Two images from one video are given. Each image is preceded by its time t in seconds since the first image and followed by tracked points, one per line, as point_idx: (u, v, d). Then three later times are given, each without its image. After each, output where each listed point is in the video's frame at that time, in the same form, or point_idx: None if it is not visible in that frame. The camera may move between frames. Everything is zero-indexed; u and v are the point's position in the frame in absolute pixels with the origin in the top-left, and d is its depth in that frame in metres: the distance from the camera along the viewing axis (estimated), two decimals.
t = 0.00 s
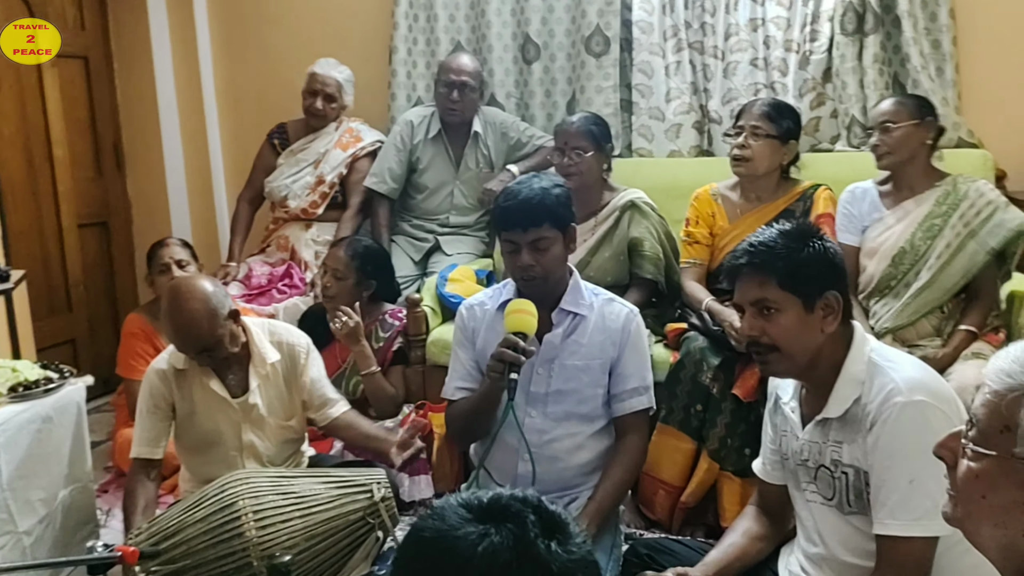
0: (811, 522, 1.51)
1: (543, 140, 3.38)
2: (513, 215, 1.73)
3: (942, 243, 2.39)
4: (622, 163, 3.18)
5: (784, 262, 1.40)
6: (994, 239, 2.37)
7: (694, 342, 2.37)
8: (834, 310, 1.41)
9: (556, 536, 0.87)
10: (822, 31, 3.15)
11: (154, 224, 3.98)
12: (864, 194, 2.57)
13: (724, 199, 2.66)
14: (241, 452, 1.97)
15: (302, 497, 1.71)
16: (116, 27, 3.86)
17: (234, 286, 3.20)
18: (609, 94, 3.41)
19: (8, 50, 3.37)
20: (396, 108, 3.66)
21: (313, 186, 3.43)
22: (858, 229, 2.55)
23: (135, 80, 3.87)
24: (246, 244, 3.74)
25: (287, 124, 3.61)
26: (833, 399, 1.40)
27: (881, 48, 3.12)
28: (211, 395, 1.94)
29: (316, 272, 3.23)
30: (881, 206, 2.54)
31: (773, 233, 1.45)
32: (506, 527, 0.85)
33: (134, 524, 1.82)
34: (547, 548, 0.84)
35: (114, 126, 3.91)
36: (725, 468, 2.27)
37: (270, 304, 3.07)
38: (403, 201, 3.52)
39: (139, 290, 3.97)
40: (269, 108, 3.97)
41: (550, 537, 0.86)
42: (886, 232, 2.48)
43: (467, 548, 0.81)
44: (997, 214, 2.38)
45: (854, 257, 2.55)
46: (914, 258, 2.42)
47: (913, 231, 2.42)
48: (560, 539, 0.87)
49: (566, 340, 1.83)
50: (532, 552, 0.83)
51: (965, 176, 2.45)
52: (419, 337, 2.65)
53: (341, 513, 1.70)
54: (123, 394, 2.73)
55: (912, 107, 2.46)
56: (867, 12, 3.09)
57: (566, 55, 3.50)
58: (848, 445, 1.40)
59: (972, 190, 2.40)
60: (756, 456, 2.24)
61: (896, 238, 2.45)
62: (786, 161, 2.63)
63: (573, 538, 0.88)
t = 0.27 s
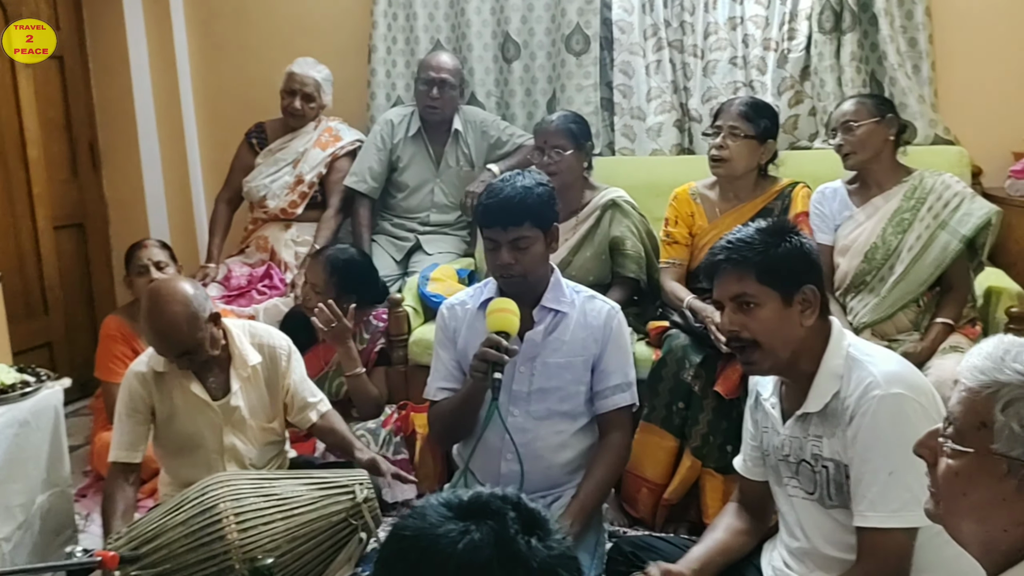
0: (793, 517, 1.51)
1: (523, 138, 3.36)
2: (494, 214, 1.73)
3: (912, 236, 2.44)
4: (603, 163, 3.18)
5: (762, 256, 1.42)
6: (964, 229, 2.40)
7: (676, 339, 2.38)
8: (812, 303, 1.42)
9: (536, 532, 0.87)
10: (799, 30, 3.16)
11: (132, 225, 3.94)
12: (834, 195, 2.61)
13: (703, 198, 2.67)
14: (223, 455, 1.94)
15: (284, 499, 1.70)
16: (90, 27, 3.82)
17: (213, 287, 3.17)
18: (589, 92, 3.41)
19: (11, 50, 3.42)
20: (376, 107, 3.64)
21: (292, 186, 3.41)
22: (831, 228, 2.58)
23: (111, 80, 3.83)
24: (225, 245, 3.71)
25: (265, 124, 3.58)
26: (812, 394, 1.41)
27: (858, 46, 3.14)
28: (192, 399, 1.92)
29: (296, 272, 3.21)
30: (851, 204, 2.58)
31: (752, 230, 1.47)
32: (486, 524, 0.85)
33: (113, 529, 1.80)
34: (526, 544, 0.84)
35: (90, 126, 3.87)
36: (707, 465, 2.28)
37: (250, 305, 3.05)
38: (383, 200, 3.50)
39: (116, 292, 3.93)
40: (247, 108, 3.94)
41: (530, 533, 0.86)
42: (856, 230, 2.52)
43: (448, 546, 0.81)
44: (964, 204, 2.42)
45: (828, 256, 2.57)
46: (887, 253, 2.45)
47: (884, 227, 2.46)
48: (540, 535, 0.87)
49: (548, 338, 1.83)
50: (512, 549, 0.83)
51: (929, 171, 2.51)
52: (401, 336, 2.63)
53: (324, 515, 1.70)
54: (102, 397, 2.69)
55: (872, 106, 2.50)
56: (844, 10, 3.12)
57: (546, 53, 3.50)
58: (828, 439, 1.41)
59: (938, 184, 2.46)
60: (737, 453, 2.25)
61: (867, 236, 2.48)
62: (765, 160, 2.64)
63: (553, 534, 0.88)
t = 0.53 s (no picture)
0: (769, 512, 1.52)
1: (497, 137, 3.35)
2: (468, 213, 1.72)
3: (885, 234, 2.46)
4: (575, 162, 3.19)
5: (731, 252, 1.43)
6: (935, 227, 2.43)
7: (652, 338, 2.39)
8: (784, 298, 1.43)
9: (509, 536, 0.87)
10: (770, 29, 3.19)
11: (101, 227, 3.89)
12: (808, 191, 2.63)
13: (675, 197, 2.68)
14: (198, 458, 1.92)
15: (258, 502, 1.68)
16: (57, 25, 3.76)
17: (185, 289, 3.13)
18: (562, 91, 3.42)
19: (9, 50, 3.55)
20: (348, 106, 3.61)
21: (265, 186, 3.37)
22: (804, 225, 2.61)
23: (78, 80, 3.77)
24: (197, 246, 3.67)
25: (236, 124, 3.54)
26: (786, 389, 1.41)
27: (828, 45, 3.18)
28: (166, 401, 1.89)
29: (269, 273, 3.18)
30: (824, 201, 2.61)
31: (722, 228, 1.47)
32: (458, 529, 0.84)
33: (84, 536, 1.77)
34: (499, 548, 0.83)
35: (57, 127, 3.81)
36: (683, 462, 2.29)
37: (222, 306, 3.02)
38: (357, 199, 3.48)
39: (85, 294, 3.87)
40: (218, 108, 3.89)
41: (503, 537, 0.86)
42: (830, 227, 2.54)
43: (419, 552, 0.80)
44: (935, 204, 2.45)
45: (802, 252, 2.60)
46: (860, 250, 2.47)
47: (856, 225, 2.49)
48: (513, 539, 0.87)
49: (524, 337, 1.83)
50: (485, 554, 0.82)
51: (903, 169, 2.53)
52: (376, 337, 2.62)
53: (299, 518, 1.68)
54: (72, 401, 2.65)
55: (846, 103, 2.52)
56: (815, 9, 3.15)
57: (519, 52, 3.49)
58: (802, 433, 1.42)
59: (910, 182, 2.48)
60: (713, 450, 2.26)
61: (840, 233, 2.51)
62: (736, 160, 2.66)
63: (525, 536, 0.88)
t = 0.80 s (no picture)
0: (740, 508, 1.53)
1: (466, 137, 3.34)
2: (435, 214, 1.71)
3: (860, 237, 2.48)
4: (545, 160, 3.20)
5: (694, 254, 1.44)
6: (909, 233, 2.46)
7: (621, 336, 2.40)
8: (750, 296, 1.44)
9: (484, 545, 0.86)
10: (735, 29, 3.22)
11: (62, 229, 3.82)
12: (786, 187, 2.64)
13: (645, 195, 2.70)
14: (164, 463, 1.89)
15: (228, 507, 1.65)
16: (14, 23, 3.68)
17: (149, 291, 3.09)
18: (530, 91, 3.42)
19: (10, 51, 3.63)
20: (315, 105, 3.58)
21: (230, 186, 3.33)
22: (779, 221, 2.63)
23: (37, 79, 3.70)
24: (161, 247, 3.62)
25: (201, 123, 3.49)
26: (756, 386, 1.43)
27: (793, 45, 3.21)
28: (132, 406, 1.85)
29: (235, 275, 3.14)
30: (803, 198, 2.61)
31: (687, 228, 1.48)
32: (428, 540, 0.83)
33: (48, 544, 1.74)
34: (472, 560, 0.83)
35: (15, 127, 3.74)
36: (654, 459, 2.30)
37: (188, 309, 2.98)
38: (325, 199, 3.45)
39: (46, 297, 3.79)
40: (182, 107, 3.84)
41: (477, 547, 0.85)
42: (807, 226, 2.56)
43: (389, 567, 0.79)
44: (912, 209, 2.48)
45: (777, 251, 2.62)
46: (835, 251, 2.50)
47: (833, 225, 2.51)
48: (487, 548, 0.86)
49: (495, 337, 1.82)
50: (457, 566, 0.81)
51: (881, 171, 2.55)
52: (345, 339, 2.61)
53: (269, 522, 1.65)
54: (35, 407, 2.59)
55: (832, 103, 2.52)
56: (780, 10, 3.19)
57: (487, 51, 3.49)
58: (772, 430, 1.43)
59: (889, 185, 2.50)
60: (684, 447, 2.28)
61: (817, 232, 2.53)
62: (705, 157, 2.67)
63: (499, 545, 0.87)
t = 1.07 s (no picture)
0: (709, 505, 1.55)
1: (434, 136, 3.33)
2: (404, 213, 1.70)
3: (837, 240, 2.52)
4: (513, 159, 3.19)
5: (665, 255, 1.44)
6: (885, 239, 2.49)
7: (591, 334, 2.41)
8: (719, 296, 1.46)
9: (463, 554, 0.87)
10: (701, 29, 3.24)
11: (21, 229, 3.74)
12: (768, 183, 2.67)
13: (614, 192, 2.72)
14: (128, 467, 1.86)
15: (194, 510, 1.63)
16: None
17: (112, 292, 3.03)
18: (498, 89, 3.42)
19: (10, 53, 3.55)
20: (281, 104, 3.55)
21: (195, 186, 3.28)
22: (758, 217, 2.66)
23: None
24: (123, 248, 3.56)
25: (164, 122, 3.44)
26: (726, 384, 1.44)
27: (758, 45, 3.25)
28: (95, 408, 1.82)
29: (200, 275, 3.10)
30: (783, 196, 2.64)
31: (655, 227, 1.49)
32: (405, 550, 0.82)
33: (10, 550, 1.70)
34: (452, 569, 0.83)
35: None
36: (624, 457, 2.31)
37: (152, 310, 2.94)
38: (291, 199, 3.42)
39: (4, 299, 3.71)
40: (144, 105, 3.78)
41: (456, 556, 0.85)
42: (786, 224, 2.60)
43: None
44: (891, 216, 2.51)
45: (752, 246, 2.66)
46: (811, 252, 2.54)
47: (812, 226, 2.54)
48: (466, 557, 0.87)
49: (465, 336, 1.82)
50: None
51: (864, 174, 2.57)
52: (312, 339, 2.60)
53: (235, 525, 1.63)
54: None
55: (837, 103, 2.55)
56: (745, 9, 3.22)
57: (455, 50, 3.48)
58: (742, 428, 1.45)
59: (870, 190, 2.53)
60: (653, 444, 2.29)
61: (796, 232, 2.57)
62: (673, 155, 2.69)
63: (478, 552, 0.88)
